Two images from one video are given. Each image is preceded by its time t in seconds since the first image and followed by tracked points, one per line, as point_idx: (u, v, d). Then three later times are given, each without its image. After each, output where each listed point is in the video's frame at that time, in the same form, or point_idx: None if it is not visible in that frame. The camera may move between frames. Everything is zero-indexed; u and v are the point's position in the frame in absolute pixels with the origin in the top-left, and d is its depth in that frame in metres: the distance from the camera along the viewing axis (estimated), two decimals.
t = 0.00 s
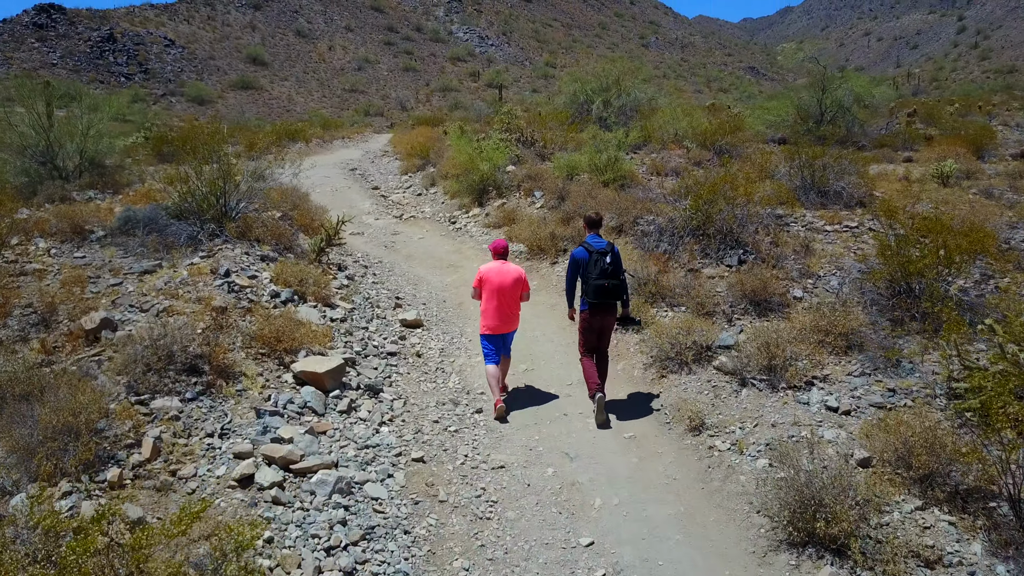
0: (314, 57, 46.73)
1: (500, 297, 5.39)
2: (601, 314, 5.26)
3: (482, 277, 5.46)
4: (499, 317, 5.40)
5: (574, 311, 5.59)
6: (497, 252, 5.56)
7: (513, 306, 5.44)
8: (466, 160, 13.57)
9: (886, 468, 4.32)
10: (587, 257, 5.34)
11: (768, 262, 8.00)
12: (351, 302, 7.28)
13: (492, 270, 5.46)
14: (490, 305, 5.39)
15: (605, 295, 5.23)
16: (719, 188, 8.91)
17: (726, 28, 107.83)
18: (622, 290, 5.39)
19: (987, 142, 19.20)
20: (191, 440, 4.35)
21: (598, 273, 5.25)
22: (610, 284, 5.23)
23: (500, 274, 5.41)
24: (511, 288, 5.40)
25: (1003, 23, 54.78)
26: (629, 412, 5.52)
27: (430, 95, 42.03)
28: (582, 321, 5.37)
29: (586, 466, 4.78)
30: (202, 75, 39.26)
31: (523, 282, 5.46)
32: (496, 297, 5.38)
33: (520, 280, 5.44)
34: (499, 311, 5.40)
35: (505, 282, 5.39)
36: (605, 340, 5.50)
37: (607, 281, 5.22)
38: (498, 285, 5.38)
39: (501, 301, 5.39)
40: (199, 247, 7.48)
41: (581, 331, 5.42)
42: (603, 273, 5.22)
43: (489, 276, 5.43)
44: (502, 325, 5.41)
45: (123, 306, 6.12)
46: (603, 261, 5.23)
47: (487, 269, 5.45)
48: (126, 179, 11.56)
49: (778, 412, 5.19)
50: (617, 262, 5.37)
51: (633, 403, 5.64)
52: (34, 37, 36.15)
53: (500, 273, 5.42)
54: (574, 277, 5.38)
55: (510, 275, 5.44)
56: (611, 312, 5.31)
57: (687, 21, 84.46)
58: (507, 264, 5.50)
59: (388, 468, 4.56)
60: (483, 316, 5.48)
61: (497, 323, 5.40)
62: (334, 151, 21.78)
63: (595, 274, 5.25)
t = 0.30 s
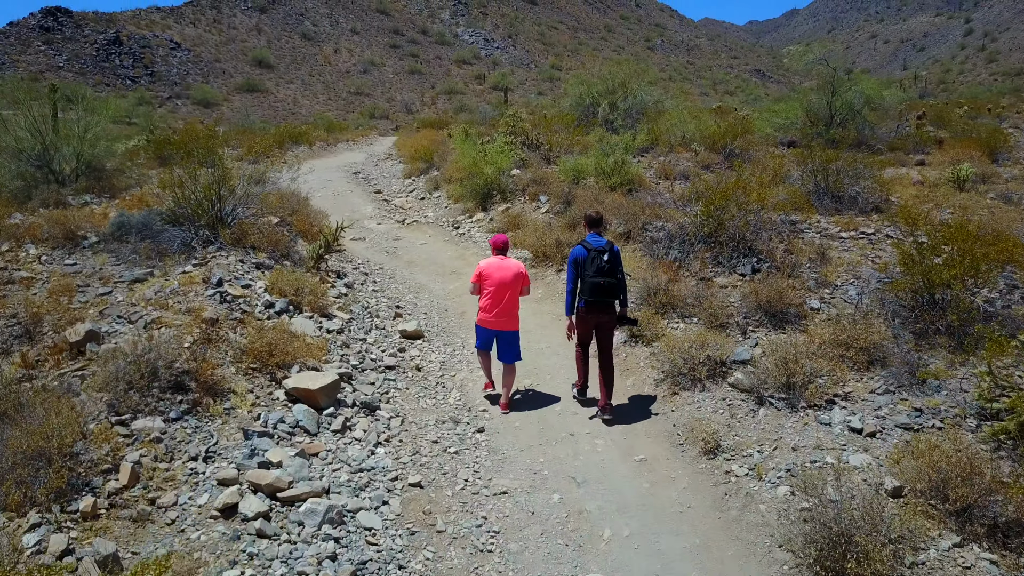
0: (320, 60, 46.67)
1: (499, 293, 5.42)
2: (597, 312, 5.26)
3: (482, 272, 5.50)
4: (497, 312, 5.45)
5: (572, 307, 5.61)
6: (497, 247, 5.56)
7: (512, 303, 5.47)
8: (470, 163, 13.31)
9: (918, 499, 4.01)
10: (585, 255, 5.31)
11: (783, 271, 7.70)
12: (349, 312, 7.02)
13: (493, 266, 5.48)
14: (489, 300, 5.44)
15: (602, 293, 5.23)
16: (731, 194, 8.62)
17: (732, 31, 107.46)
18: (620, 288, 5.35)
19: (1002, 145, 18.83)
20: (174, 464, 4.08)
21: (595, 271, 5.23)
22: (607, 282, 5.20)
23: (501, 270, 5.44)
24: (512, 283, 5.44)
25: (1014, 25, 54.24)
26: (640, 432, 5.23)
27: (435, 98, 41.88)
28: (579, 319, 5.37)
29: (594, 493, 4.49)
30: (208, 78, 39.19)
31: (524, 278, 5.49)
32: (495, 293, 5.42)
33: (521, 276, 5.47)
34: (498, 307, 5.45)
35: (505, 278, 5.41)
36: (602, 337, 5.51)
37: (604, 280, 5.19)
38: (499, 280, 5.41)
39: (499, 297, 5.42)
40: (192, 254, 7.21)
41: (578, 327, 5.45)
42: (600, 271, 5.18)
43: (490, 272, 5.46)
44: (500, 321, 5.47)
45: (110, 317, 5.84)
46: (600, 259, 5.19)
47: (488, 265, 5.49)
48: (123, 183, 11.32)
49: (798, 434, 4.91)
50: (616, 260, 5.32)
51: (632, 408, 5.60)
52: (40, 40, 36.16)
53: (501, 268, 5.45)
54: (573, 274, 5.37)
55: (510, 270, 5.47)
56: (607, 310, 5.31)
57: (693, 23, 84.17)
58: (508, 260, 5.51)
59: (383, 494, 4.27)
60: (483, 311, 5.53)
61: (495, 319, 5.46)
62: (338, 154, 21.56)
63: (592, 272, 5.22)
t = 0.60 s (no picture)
0: (325, 63, 46.64)
1: (491, 298, 5.36)
2: (592, 314, 5.26)
3: (473, 279, 5.41)
4: (490, 319, 5.38)
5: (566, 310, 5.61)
6: (486, 252, 5.49)
7: (505, 308, 5.42)
8: (473, 167, 13.10)
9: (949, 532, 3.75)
10: (577, 258, 5.32)
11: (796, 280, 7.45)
12: (346, 321, 6.79)
13: (483, 271, 5.41)
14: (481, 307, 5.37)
15: (595, 295, 5.21)
16: (741, 199, 8.37)
17: (737, 34, 107.16)
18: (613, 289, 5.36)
19: (1014, 148, 18.52)
20: (155, 487, 3.83)
21: (587, 274, 5.23)
22: (600, 285, 5.20)
23: (492, 276, 5.37)
24: (504, 287, 5.39)
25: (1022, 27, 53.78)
26: (649, 452, 4.98)
27: (440, 101, 41.78)
28: (574, 323, 5.37)
29: (602, 519, 4.23)
30: (213, 81, 39.15)
31: (514, 282, 5.45)
32: (487, 299, 5.36)
33: (512, 280, 5.42)
34: (490, 313, 5.38)
35: (496, 283, 5.37)
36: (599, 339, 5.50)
37: (597, 282, 5.19)
38: (490, 285, 5.36)
39: (491, 303, 5.36)
40: (186, 262, 6.99)
41: (573, 331, 5.44)
42: (592, 273, 5.19)
43: (480, 277, 5.40)
44: (494, 327, 5.40)
45: (98, 328, 5.60)
46: (592, 262, 5.20)
47: (478, 271, 5.40)
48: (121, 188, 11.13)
49: (817, 455, 4.68)
50: (608, 262, 5.34)
51: (626, 408, 5.62)
52: (45, 44, 36.20)
53: (491, 274, 5.39)
54: (566, 278, 5.38)
55: (501, 275, 5.43)
56: (602, 313, 5.29)
57: (697, 26, 84.03)
58: (498, 265, 5.48)
59: (377, 520, 4.03)
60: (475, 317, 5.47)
61: (489, 326, 5.39)
62: (341, 158, 21.38)
63: (585, 275, 5.23)
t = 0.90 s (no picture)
0: (332, 65, 46.62)
1: (489, 293, 5.36)
2: (594, 309, 5.20)
3: (470, 273, 5.41)
4: (489, 313, 5.42)
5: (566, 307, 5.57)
6: (484, 247, 5.51)
7: (503, 302, 5.47)
8: (479, 169, 12.90)
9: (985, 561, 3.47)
10: (576, 254, 5.30)
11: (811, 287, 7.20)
12: (347, 329, 6.60)
13: (480, 266, 5.40)
14: (479, 302, 5.39)
15: (596, 290, 5.18)
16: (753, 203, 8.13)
17: (745, 36, 106.72)
18: (613, 284, 5.35)
19: None
20: (141, 508, 3.63)
21: (587, 268, 5.22)
22: (600, 279, 5.18)
23: (489, 270, 5.37)
24: (501, 282, 5.39)
25: None
26: (660, 470, 4.76)
27: (447, 103, 41.64)
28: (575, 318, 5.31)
29: (611, 542, 4.01)
30: (220, 83, 39.16)
31: (511, 276, 5.46)
32: (485, 293, 5.37)
33: (509, 274, 5.43)
34: (489, 307, 5.42)
35: (493, 277, 5.36)
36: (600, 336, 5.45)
37: (597, 277, 5.18)
38: (487, 280, 5.35)
39: (490, 297, 5.39)
40: (184, 266, 6.81)
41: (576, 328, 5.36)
42: (592, 268, 5.18)
43: (477, 272, 5.39)
44: (493, 320, 5.45)
45: (90, 336, 5.42)
46: (591, 257, 5.18)
47: (475, 266, 5.40)
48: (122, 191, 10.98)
49: (837, 474, 4.44)
50: (607, 257, 5.33)
51: (623, 404, 5.64)
52: (54, 45, 36.33)
53: (488, 268, 5.38)
54: (565, 274, 5.35)
55: (498, 270, 5.43)
56: (604, 308, 5.24)
57: (705, 27, 83.63)
58: (495, 260, 5.47)
59: (374, 543, 3.83)
60: (473, 313, 5.46)
61: (489, 320, 5.43)
62: (347, 159, 21.25)
63: (585, 270, 5.22)
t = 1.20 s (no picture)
0: (341, 68, 46.66)
1: (493, 295, 5.35)
2: (598, 309, 5.24)
3: (476, 275, 5.44)
4: (492, 316, 5.38)
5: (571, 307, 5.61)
6: (490, 250, 5.52)
7: (506, 306, 5.42)
8: (486, 173, 12.71)
9: None
10: (583, 253, 5.32)
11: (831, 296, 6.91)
12: (349, 338, 6.39)
13: (486, 269, 5.43)
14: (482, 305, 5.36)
15: (601, 291, 5.20)
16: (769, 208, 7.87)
17: (756, 38, 106.13)
18: (618, 286, 5.36)
19: None
20: (126, 533, 3.43)
21: (594, 269, 5.23)
22: (606, 280, 5.19)
23: (494, 273, 5.38)
24: (505, 287, 5.38)
25: None
26: (675, 492, 4.51)
27: (456, 106, 41.49)
28: (579, 318, 5.36)
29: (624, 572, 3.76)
30: (230, 86, 39.26)
31: (516, 281, 5.47)
32: (488, 296, 5.36)
33: (515, 279, 5.44)
34: (491, 311, 5.38)
35: (499, 280, 5.36)
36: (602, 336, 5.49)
37: (603, 278, 5.19)
38: (492, 283, 5.34)
39: (493, 300, 5.36)
40: (183, 273, 6.65)
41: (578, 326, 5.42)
42: (599, 269, 5.19)
43: (483, 275, 5.41)
44: (494, 325, 5.42)
45: (84, 346, 5.24)
46: (599, 257, 5.21)
47: (481, 268, 5.43)
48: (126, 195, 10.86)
49: (864, 499, 4.18)
50: (614, 258, 5.36)
51: (631, 402, 5.63)
52: (66, 48, 36.57)
53: (494, 272, 5.40)
54: (571, 274, 5.39)
55: (504, 274, 5.43)
56: (607, 308, 5.29)
57: (715, 30, 83.17)
58: (501, 263, 5.49)
59: (372, 571, 3.60)
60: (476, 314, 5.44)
61: (490, 323, 5.40)
62: (355, 162, 21.13)
63: (591, 270, 5.22)
